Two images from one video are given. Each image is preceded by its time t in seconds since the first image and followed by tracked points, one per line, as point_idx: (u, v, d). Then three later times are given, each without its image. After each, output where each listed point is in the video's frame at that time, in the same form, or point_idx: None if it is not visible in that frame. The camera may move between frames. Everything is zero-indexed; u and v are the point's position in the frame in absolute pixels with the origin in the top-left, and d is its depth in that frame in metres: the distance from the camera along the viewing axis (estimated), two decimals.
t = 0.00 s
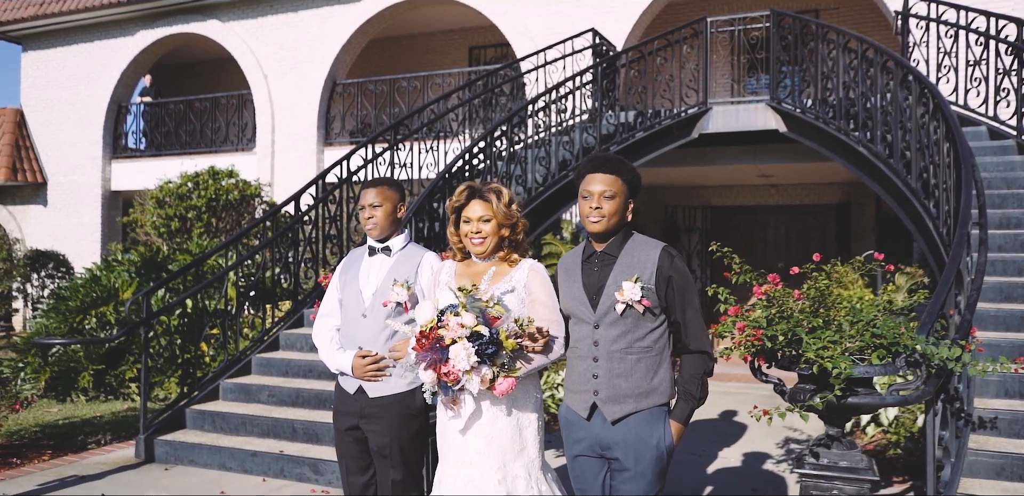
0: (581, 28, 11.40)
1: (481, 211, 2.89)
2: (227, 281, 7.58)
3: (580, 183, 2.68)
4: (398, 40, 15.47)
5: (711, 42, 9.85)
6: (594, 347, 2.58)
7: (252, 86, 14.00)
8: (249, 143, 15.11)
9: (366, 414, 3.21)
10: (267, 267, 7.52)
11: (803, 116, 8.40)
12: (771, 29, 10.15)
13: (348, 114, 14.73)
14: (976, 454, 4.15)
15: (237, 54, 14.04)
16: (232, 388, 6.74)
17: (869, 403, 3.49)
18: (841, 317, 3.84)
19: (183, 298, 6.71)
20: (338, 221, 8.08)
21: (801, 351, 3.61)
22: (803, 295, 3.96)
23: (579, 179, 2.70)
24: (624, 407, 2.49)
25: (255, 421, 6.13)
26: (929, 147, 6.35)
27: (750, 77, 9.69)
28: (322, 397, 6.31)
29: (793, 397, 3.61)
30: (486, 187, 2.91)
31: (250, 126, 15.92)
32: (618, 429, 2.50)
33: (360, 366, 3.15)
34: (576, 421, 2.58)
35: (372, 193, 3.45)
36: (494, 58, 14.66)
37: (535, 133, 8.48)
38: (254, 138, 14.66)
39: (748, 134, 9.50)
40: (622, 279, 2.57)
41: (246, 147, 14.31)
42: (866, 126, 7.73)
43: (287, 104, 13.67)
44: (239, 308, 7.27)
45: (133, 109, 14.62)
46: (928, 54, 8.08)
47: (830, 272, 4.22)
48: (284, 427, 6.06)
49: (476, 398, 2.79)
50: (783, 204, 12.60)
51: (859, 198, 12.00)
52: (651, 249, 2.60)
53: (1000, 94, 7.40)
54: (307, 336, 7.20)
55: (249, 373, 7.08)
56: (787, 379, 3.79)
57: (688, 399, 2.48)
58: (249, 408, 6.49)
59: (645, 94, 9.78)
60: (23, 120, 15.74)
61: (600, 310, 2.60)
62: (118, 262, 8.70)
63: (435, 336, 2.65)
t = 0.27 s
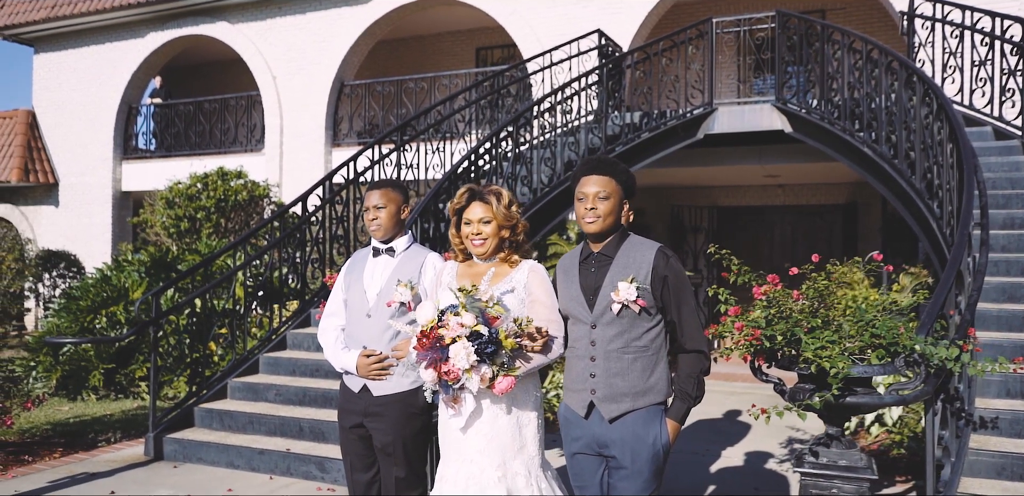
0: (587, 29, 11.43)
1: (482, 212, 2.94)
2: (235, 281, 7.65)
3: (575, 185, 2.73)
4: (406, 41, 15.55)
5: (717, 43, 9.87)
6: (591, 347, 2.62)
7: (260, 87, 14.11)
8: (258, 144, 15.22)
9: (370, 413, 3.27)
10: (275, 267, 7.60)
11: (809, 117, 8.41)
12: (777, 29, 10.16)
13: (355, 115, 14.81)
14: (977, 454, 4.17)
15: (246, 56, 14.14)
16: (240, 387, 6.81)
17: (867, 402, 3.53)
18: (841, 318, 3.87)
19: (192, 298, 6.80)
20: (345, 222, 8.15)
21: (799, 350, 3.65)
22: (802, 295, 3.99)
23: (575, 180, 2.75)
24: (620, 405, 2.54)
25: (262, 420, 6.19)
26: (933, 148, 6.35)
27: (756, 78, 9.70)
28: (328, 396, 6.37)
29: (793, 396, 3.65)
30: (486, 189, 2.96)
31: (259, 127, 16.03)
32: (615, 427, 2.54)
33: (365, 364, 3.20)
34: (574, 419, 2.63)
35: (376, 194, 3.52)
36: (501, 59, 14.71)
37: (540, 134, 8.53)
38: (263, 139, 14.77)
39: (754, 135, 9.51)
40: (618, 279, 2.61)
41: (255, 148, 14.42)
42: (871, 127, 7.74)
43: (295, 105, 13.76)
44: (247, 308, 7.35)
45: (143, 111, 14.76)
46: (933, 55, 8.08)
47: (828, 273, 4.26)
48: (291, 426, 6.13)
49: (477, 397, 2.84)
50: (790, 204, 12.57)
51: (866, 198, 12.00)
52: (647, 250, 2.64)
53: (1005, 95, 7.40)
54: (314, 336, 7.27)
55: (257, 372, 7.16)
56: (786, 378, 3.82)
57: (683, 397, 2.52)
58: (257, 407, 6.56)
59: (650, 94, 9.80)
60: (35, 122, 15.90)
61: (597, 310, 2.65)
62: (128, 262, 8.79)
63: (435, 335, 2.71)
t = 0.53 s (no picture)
0: (592, 30, 11.45)
1: (481, 214, 2.97)
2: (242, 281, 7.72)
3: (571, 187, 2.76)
4: (412, 42, 15.60)
5: (721, 43, 9.87)
6: (587, 347, 2.65)
7: (267, 88, 14.19)
8: (265, 145, 15.30)
9: (372, 411, 3.31)
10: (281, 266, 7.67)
11: (813, 117, 8.42)
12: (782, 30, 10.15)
13: (362, 115, 14.88)
14: (977, 453, 4.15)
15: (253, 57, 14.23)
16: (246, 387, 6.87)
17: (864, 402, 3.54)
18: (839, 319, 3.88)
19: (199, 298, 6.86)
20: (350, 222, 8.20)
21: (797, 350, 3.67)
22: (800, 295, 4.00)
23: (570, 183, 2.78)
24: (616, 404, 2.57)
25: (267, 419, 6.25)
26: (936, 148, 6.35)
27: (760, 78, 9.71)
28: (333, 396, 6.42)
29: (791, 397, 3.67)
30: (485, 191, 3.00)
31: (266, 128, 16.12)
32: (611, 426, 2.57)
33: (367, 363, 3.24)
34: (571, 419, 2.66)
35: (378, 196, 3.55)
36: (507, 60, 14.74)
37: (544, 135, 8.55)
38: (269, 139, 14.85)
39: (758, 134, 9.51)
40: (614, 280, 2.64)
41: (262, 149, 14.50)
42: (875, 127, 7.74)
43: (302, 106, 13.83)
44: (254, 308, 7.42)
45: (151, 112, 14.87)
46: (938, 55, 8.07)
47: (828, 275, 4.26)
48: (295, 425, 6.18)
49: (476, 397, 2.88)
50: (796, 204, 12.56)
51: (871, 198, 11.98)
52: (642, 251, 2.67)
53: (1011, 95, 7.37)
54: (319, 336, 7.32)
55: (263, 371, 7.22)
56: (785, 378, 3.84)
57: (678, 397, 2.56)
58: (262, 406, 6.62)
59: (655, 95, 9.81)
60: (44, 123, 16.04)
61: (593, 311, 2.68)
62: (136, 262, 8.87)
63: (434, 336, 2.74)
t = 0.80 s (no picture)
0: (598, 30, 11.45)
1: (479, 215, 2.99)
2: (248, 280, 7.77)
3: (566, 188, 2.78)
4: (419, 43, 15.64)
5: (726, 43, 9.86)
6: (583, 348, 2.67)
7: (274, 89, 14.25)
8: (271, 145, 15.36)
9: (373, 411, 3.33)
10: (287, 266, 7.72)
11: (818, 117, 8.40)
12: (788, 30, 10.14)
13: (368, 116, 14.92)
14: (978, 455, 4.14)
15: (260, 58, 14.29)
16: (251, 386, 6.91)
17: (863, 403, 3.55)
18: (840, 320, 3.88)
19: (205, 297, 6.91)
20: (355, 223, 8.22)
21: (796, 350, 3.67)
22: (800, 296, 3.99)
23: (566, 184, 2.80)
24: (612, 405, 2.58)
25: (271, 418, 6.29)
26: (941, 148, 6.33)
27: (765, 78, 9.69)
28: (337, 395, 6.45)
29: (791, 397, 3.68)
30: (484, 192, 3.01)
31: (273, 128, 16.18)
32: (606, 426, 2.59)
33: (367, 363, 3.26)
34: (567, 418, 2.68)
35: (379, 197, 3.57)
36: (513, 60, 14.76)
37: (549, 135, 8.56)
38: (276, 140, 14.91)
39: (763, 134, 9.50)
40: (609, 280, 2.66)
41: (269, 149, 14.56)
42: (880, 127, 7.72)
43: (308, 107, 13.88)
44: (260, 307, 7.47)
45: (159, 113, 14.95)
46: (943, 54, 8.05)
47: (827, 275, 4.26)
48: (300, 424, 6.21)
49: (474, 397, 2.89)
50: (802, 204, 12.52)
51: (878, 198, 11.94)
52: (638, 252, 2.69)
53: (1016, 94, 7.34)
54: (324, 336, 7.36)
55: (268, 370, 7.27)
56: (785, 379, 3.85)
57: (673, 397, 2.57)
58: (267, 405, 6.66)
59: (659, 95, 9.81)
60: (53, 124, 16.14)
61: (589, 311, 2.70)
62: (143, 262, 8.93)
63: (432, 336, 2.76)
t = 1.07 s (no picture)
0: (604, 30, 11.42)
1: (477, 216, 3.00)
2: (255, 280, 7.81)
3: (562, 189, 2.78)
4: (427, 43, 15.66)
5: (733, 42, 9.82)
6: (579, 349, 2.67)
7: (282, 89, 14.31)
8: (280, 146, 15.41)
9: (373, 411, 3.35)
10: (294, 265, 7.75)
11: (825, 116, 8.36)
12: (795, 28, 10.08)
13: (376, 116, 14.96)
14: (982, 456, 4.11)
15: (269, 59, 14.34)
16: (257, 386, 6.95)
17: (864, 404, 3.53)
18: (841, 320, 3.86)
19: (212, 297, 6.94)
20: (361, 223, 8.24)
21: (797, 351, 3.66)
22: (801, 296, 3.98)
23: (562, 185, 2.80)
24: (607, 405, 2.59)
25: (277, 418, 6.32)
26: (948, 147, 6.29)
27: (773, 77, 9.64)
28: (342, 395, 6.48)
29: (792, 398, 3.67)
30: (482, 194, 3.02)
31: (281, 129, 16.24)
32: (602, 427, 2.60)
33: (367, 364, 3.27)
34: (563, 419, 2.69)
35: (379, 199, 3.57)
36: (520, 59, 14.75)
37: (555, 135, 8.55)
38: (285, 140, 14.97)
39: (771, 134, 9.46)
40: (605, 281, 2.66)
41: (278, 149, 14.62)
42: (887, 126, 7.67)
43: (317, 107, 13.93)
44: (267, 307, 7.51)
45: (169, 113, 15.04)
46: (952, 52, 7.98)
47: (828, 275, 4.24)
48: (305, 424, 6.25)
49: (471, 398, 2.91)
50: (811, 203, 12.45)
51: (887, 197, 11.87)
52: (633, 253, 2.69)
53: None
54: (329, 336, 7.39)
55: (275, 370, 7.30)
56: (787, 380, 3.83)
57: (669, 398, 2.57)
58: (273, 405, 6.69)
59: (666, 94, 9.78)
60: (65, 125, 16.26)
61: (584, 312, 2.70)
62: (152, 262, 8.98)
63: (429, 337, 2.77)
